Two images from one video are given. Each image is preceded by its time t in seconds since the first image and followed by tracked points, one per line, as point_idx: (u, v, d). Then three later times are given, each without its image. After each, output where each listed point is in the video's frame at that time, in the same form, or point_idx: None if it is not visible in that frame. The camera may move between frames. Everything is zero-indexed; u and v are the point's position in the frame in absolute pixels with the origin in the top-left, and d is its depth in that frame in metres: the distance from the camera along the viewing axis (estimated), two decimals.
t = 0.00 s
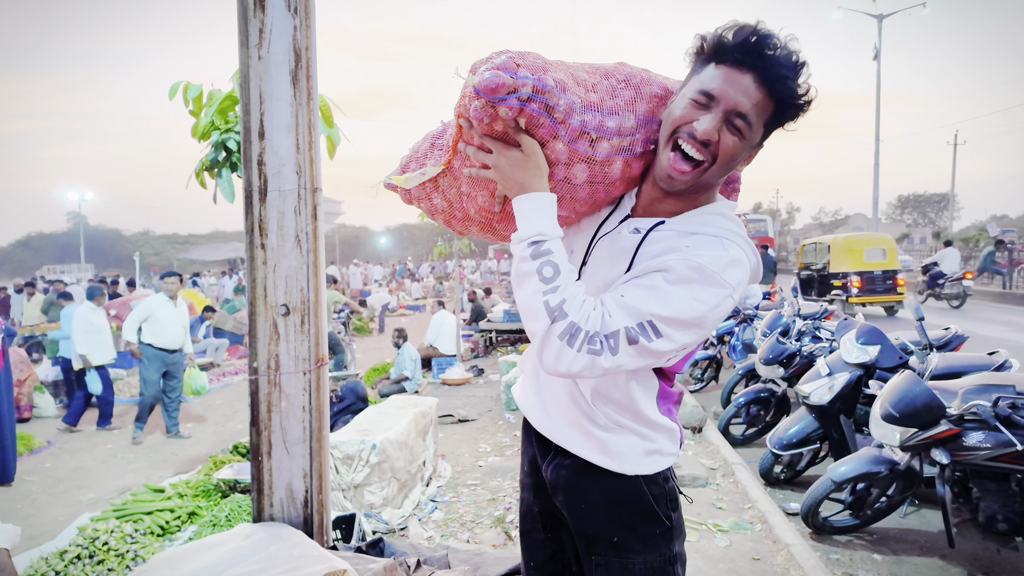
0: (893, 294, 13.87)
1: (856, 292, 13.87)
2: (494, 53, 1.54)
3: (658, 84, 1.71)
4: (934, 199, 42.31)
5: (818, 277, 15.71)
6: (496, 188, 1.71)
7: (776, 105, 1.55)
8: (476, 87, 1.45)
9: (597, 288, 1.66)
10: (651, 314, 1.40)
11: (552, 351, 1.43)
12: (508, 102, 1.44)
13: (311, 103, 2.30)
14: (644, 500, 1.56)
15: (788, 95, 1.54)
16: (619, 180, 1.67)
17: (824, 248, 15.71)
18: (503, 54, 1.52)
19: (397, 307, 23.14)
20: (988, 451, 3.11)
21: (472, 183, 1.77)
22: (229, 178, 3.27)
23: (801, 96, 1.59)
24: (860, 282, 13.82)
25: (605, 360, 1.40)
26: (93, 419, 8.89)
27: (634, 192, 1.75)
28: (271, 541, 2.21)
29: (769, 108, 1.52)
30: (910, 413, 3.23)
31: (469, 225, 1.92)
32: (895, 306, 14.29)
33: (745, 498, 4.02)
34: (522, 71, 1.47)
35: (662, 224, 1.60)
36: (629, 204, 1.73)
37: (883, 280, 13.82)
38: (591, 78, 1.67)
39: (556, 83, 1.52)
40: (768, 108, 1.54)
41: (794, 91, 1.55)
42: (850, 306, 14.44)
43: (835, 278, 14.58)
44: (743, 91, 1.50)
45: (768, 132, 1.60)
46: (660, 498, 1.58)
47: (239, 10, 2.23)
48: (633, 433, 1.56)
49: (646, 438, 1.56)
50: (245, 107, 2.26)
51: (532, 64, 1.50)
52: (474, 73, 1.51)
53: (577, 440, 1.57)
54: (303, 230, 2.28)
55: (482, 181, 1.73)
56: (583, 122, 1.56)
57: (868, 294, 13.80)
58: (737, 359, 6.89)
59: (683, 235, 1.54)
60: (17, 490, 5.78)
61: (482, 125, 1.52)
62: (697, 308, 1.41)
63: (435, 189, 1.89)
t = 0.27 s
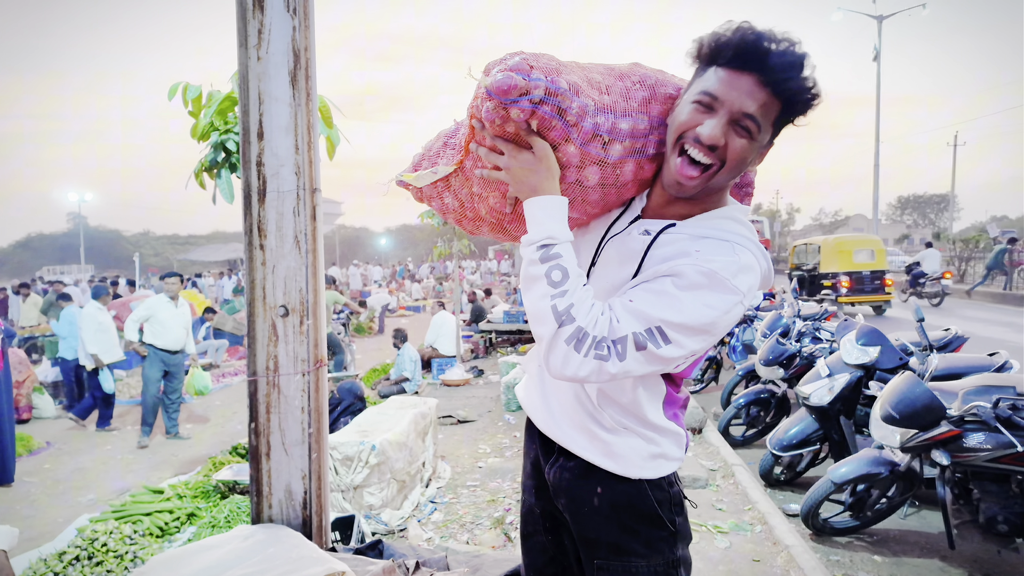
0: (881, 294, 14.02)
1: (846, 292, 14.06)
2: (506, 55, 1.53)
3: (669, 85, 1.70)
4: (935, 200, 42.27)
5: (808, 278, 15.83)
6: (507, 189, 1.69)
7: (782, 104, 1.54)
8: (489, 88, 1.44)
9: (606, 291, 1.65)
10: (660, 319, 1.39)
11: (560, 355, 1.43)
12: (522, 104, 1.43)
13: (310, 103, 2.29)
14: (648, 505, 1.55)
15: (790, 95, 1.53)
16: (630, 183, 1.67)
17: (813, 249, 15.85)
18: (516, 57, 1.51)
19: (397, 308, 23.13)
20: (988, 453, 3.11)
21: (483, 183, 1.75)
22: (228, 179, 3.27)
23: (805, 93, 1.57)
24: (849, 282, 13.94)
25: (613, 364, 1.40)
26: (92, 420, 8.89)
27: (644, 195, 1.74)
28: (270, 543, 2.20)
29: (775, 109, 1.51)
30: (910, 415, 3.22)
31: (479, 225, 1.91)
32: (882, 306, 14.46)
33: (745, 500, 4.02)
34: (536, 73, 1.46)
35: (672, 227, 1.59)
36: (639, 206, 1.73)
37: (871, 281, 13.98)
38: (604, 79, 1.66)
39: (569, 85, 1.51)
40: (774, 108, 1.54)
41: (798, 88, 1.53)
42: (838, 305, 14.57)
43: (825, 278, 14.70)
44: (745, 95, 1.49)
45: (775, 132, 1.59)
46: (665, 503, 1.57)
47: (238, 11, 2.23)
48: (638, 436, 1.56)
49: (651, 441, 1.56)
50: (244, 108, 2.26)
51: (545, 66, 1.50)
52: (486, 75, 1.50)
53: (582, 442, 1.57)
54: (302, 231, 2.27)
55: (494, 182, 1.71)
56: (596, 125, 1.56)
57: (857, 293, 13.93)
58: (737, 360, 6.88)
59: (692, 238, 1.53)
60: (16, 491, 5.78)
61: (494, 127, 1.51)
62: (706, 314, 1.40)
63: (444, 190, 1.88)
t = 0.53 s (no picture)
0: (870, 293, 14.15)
1: (836, 292, 14.26)
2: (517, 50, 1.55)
3: (681, 83, 1.70)
4: (935, 201, 42.17)
5: (798, 278, 15.88)
6: (514, 183, 1.70)
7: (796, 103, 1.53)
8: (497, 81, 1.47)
9: (613, 288, 1.64)
10: (667, 315, 1.38)
11: (565, 348, 1.43)
12: (529, 96, 1.45)
13: (309, 104, 2.29)
14: (657, 509, 1.55)
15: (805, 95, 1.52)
16: (637, 179, 1.66)
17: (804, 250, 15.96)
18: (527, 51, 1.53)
19: (397, 309, 23.12)
20: (988, 454, 3.11)
21: (491, 178, 1.76)
22: (228, 180, 3.26)
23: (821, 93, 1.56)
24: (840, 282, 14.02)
25: (618, 359, 1.39)
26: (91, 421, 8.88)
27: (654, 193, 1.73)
28: (269, 545, 2.20)
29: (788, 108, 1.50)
30: (910, 416, 3.22)
31: (486, 219, 1.90)
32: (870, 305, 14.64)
33: (745, 501, 4.01)
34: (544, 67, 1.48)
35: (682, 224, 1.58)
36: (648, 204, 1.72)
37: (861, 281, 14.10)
38: (615, 76, 1.67)
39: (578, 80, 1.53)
40: (788, 107, 1.53)
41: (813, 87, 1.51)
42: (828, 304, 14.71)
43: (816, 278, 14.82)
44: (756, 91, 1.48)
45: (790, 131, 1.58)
46: (674, 506, 1.57)
47: (237, 12, 2.23)
48: (647, 436, 1.55)
49: (660, 442, 1.55)
50: (243, 109, 2.26)
51: (554, 61, 1.51)
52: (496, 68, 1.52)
53: (590, 440, 1.57)
54: (301, 231, 2.27)
55: (501, 176, 1.71)
56: (604, 121, 1.57)
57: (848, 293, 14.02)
58: (737, 361, 6.88)
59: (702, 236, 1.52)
60: (15, 492, 5.77)
61: (502, 119, 1.52)
62: (714, 311, 1.39)
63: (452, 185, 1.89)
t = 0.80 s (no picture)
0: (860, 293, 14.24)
1: (826, 291, 14.39)
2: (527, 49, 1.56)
3: (694, 80, 1.69)
4: (935, 202, 42.14)
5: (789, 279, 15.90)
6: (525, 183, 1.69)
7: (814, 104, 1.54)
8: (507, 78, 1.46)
9: (618, 289, 1.65)
10: (666, 322, 1.38)
11: (564, 354, 1.44)
12: (538, 93, 1.45)
13: (309, 105, 2.29)
14: (662, 512, 1.54)
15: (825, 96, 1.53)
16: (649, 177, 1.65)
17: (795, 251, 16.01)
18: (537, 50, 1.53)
19: (396, 310, 23.12)
20: (989, 455, 3.10)
21: (502, 179, 1.75)
22: (227, 181, 3.26)
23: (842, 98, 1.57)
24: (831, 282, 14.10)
25: (615, 366, 1.39)
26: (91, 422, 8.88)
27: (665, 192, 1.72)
28: (267, 546, 2.19)
29: (807, 104, 1.50)
30: (911, 418, 3.21)
31: (499, 221, 1.90)
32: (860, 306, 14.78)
33: (745, 503, 4.00)
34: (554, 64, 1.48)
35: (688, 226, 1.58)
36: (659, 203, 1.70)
37: (851, 280, 14.20)
38: (626, 74, 1.65)
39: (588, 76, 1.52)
40: (806, 107, 1.52)
41: (833, 89, 1.52)
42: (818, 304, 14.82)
43: (807, 279, 14.93)
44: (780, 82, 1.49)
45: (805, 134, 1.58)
46: (679, 510, 1.56)
47: (236, 14, 2.23)
48: (653, 439, 1.54)
49: (666, 446, 1.54)
50: (242, 109, 2.25)
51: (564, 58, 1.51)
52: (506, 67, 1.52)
53: (594, 442, 1.57)
54: (300, 233, 2.26)
55: (513, 176, 1.70)
56: (614, 117, 1.55)
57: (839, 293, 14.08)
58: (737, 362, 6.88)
59: (706, 238, 1.51)
60: (14, 494, 5.76)
61: (513, 117, 1.52)
62: (714, 317, 1.38)
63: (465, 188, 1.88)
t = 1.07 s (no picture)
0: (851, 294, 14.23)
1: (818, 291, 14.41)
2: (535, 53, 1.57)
3: (702, 79, 1.70)
4: (935, 203, 42.11)
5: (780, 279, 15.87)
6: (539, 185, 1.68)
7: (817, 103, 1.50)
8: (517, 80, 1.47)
9: (627, 288, 1.64)
10: (679, 317, 1.37)
11: (575, 349, 1.42)
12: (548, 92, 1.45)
13: (308, 105, 2.29)
14: (665, 513, 1.54)
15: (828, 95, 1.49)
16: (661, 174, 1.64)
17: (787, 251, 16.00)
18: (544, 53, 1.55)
19: (396, 311, 23.11)
20: (989, 456, 3.10)
21: (517, 183, 1.73)
22: (226, 181, 3.26)
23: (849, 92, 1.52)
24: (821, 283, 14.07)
25: (628, 362, 1.38)
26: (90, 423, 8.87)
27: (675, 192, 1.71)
28: (265, 547, 2.19)
29: (807, 106, 1.47)
30: (911, 418, 3.21)
31: (516, 230, 1.86)
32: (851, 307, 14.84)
33: (745, 504, 4.00)
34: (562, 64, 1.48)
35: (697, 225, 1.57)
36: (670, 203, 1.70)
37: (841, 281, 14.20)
38: (634, 74, 1.66)
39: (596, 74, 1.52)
40: (808, 107, 1.49)
41: (836, 87, 1.48)
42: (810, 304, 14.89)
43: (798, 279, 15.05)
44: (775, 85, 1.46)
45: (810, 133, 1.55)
46: (683, 511, 1.56)
47: (235, 14, 2.23)
48: (659, 440, 1.53)
49: (672, 447, 1.54)
50: (241, 110, 2.25)
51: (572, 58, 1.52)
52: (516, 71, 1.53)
53: (600, 442, 1.56)
54: (299, 233, 2.26)
55: (525, 178, 1.70)
56: (625, 115, 1.55)
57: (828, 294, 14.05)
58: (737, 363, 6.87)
59: (715, 238, 1.51)
60: (13, 494, 5.76)
61: (525, 119, 1.52)
62: (727, 313, 1.37)
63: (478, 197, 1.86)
